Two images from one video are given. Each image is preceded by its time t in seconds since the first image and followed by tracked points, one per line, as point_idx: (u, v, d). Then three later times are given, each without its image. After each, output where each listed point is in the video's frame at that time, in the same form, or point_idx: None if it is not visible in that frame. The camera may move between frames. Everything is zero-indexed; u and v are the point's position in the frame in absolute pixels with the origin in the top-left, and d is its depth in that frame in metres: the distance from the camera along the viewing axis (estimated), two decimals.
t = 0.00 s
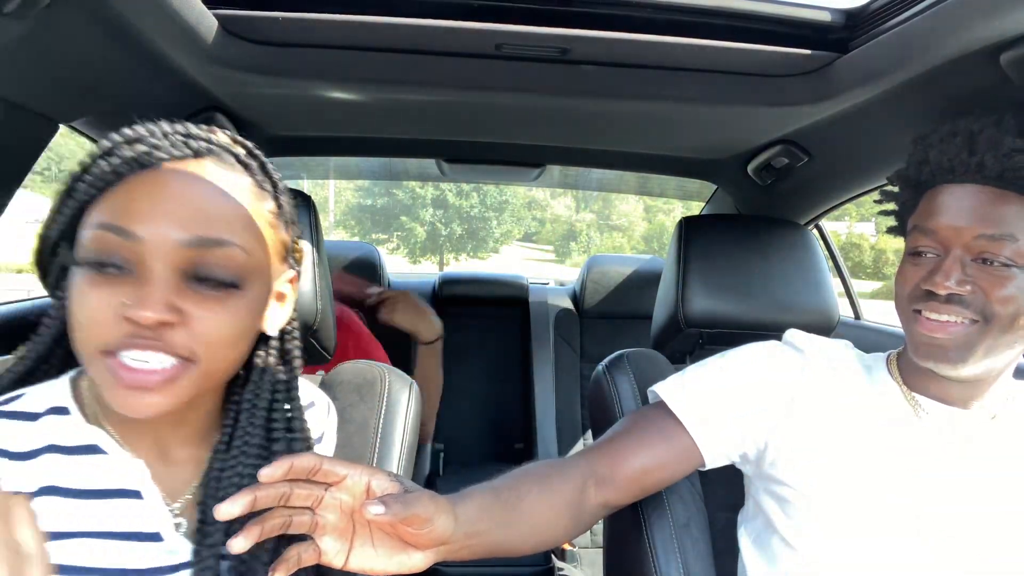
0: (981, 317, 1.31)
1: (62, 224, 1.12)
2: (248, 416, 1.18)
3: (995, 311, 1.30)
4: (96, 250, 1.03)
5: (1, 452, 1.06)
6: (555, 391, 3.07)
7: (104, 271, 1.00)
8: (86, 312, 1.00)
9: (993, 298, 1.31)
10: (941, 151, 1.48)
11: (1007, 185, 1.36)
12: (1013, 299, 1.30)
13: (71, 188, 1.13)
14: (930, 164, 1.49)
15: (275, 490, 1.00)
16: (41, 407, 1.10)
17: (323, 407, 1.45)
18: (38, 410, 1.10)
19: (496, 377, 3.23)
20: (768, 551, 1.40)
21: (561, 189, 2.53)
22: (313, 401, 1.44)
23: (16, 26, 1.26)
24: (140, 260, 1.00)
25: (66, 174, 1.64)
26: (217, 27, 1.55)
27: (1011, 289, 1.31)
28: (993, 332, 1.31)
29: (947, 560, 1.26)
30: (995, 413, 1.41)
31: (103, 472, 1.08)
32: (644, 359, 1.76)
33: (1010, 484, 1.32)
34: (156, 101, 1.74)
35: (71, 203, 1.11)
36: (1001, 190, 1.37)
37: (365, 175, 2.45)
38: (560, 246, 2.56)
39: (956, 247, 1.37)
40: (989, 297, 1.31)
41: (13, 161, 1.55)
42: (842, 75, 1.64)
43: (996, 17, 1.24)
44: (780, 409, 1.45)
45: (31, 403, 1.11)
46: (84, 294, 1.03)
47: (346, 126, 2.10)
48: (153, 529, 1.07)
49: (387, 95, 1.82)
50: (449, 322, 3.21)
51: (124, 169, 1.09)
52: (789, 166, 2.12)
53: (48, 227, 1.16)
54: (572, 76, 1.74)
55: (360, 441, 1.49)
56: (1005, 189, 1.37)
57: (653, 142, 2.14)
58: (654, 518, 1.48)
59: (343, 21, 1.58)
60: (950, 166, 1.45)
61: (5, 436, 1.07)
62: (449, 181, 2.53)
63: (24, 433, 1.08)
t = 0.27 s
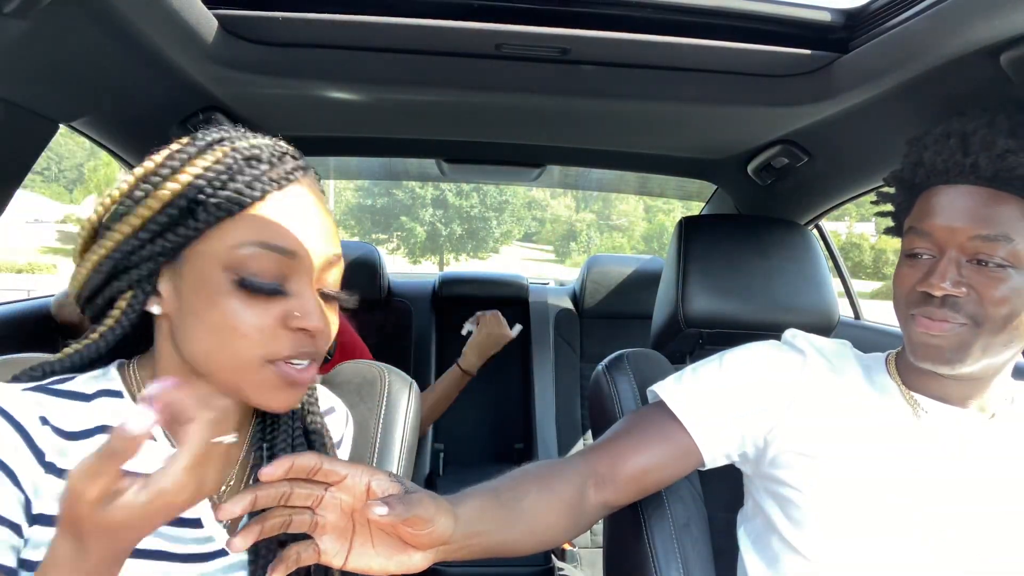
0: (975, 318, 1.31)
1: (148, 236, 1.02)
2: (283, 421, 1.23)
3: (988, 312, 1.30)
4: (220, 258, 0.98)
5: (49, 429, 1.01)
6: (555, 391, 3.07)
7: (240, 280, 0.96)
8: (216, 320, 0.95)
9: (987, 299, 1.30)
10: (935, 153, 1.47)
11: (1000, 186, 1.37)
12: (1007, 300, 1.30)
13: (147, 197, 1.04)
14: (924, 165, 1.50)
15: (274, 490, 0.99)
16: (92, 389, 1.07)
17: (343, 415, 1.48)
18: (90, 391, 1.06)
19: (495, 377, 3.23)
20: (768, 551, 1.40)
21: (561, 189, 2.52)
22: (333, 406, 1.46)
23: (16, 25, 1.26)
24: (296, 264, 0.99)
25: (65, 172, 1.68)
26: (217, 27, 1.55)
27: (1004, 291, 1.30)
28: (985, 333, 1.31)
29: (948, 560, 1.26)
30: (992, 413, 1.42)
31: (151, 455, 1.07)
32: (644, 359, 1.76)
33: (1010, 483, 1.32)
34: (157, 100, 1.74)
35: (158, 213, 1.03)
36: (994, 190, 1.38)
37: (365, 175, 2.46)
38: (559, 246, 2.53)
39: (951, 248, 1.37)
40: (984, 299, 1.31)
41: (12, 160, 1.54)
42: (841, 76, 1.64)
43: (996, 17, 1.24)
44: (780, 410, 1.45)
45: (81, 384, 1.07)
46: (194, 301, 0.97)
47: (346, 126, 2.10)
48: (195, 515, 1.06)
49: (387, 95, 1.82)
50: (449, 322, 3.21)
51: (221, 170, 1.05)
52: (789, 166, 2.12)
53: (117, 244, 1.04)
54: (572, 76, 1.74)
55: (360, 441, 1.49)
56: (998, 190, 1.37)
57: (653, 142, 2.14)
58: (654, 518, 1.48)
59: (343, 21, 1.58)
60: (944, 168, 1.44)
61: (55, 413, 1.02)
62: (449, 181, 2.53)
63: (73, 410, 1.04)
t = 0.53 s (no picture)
0: (971, 316, 1.31)
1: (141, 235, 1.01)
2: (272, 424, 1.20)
3: (984, 311, 1.30)
4: (218, 262, 0.99)
5: (36, 442, 1.01)
6: (555, 391, 3.07)
7: (247, 283, 0.98)
8: (217, 326, 0.97)
9: (982, 298, 1.30)
10: (933, 154, 1.47)
11: (997, 186, 1.37)
12: (1003, 299, 1.30)
13: (138, 197, 1.04)
14: (923, 165, 1.50)
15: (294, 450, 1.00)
16: (76, 399, 1.07)
17: (333, 412, 1.39)
18: (74, 402, 1.06)
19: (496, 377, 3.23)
20: (768, 550, 1.40)
21: (561, 188, 2.54)
22: (321, 403, 1.37)
23: (15, 26, 1.26)
24: (299, 265, 1.02)
25: (65, 173, 1.67)
26: (217, 27, 1.55)
27: (1001, 290, 1.30)
28: (983, 331, 1.31)
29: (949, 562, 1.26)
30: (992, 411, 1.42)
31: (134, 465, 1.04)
32: (644, 359, 1.76)
33: (1010, 483, 1.32)
34: (156, 100, 1.74)
35: (151, 212, 1.03)
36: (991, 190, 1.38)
37: (365, 175, 2.46)
38: (559, 246, 2.52)
39: (947, 247, 1.37)
40: (980, 298, 1.31)
41: (11, 160, 1.54)
42: (841, 76, 1.64)
43: (995, 17, 1.24)
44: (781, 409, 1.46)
45: (66, 394, 1.07)
46: (189, 305, 0.98)
47: (346, 126, 2.10)
48: (182, 525, 1.02)
49: (387, 95, 1.82)
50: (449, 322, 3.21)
51: (213, 168, 1.05)
52: (789, 166, 2.12)
53: (105, 244, 1.03)
54: (572, 76, 1.74)
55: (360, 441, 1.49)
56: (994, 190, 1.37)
57: (653, 142, 2.14)
58: (654, 518, 1.48)
59: (343, 21, 1.58)
60: (942, 167, 1.44)
61: (40, 425, 1.02)
62: (449, 181, 2.54)
63: (59, 421, 1.04)
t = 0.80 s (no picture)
0: (889, 295, 1.34)
1: (175, 261, 0.99)
2: (248, 425, 1.24)
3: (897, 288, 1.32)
4: (244, 272, 1.04)
5: (12, 452, 0.98)
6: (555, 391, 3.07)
7: (275, 289, 1.05)
8: (254, 330, 1.03)
9: (894, 276, 1.33)
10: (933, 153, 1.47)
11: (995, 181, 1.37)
12: (914, 274, 1.31)
13: (158, 220, 0.99)
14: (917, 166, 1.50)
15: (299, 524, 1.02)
16: (54, 406, 1.03)
17: (315, 407, 1.49)
18: (48, 411, 1.03)
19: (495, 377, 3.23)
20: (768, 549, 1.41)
21: (561, 189, 2.51)
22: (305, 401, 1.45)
23: (14, 25, 1.26)
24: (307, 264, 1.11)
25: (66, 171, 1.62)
26: (218, 27, 1.55)
27: (911, 265, 1.32)
28: (902, 309, 1.32)
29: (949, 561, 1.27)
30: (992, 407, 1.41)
31: (117, 474, 1.03)
32: (645, 359, 1.76)
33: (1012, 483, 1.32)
34: (156, 100, 1.74)
35: (179, 235, 0.99)
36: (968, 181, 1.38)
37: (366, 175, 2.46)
38: (559, 246, 2.59)
39: (872, 234, 1.41)
40: (892, 276, 1.33)
41: (11, 160, 1.54)
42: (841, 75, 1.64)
43: (996, 17, 1.24)
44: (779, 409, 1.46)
45: (42, 402, 1.03)
46: (218, 317, 1.02)
47: (347, 127, 2.10)
48: (160, 537, 1.02)
49: (387, 95, 1.82)
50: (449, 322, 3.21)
51: (232, 183, 1.05)
52: (789, 166, 2.12)
53: (130, 272, 0.97)
54: (572, 76, 1.74)
55: (361, 441, 1.48)
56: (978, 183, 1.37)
57: (653, 142, 2.14)
58: (654, 517, 1.48)
59: (344, 21, 1.58)
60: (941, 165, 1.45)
61: (16, 435, 0.99)
62: (449, 181, 2.49)
63: (34, 431, 1.00)
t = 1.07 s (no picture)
0: (858, 289, 1.40)
1: (161, 272, 0.98)
2: (242, 430, 1.24)
3: (866, 281, 1.38)
4: (235, 283, 1.03)
5: None
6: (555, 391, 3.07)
7: (267, 300, 1.05)
8: (243, 341, 1.02)
9: (861, 271, 1.40)
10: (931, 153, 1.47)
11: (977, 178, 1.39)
12: (880, 267, 1.38)
13: (146, 230, 0.98)
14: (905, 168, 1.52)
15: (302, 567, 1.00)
16: (43, 411, 1.04)
17: (316, 409, 1.46)
18: (38, 416, 1.03)
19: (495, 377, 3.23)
20: (767, 551, 1.40)
21: (561, 189, 2.52)
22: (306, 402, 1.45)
23: (13, 26, 1.26)
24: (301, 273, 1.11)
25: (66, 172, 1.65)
26: (217, 27, 1.55)
27: (878, 260, 1.39)
28: (871, 302, 1.38)
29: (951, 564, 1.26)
30: (974, 399, 1.42)
31: (105, 478, 1.03)
32: (645, 359, 1.76)
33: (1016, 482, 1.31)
34: (156, 100, 1.74)
35: (166, 245, 0.99)
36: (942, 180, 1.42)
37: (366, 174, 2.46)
38: (559, 246, 2.59)
39: (841, 235, 1.49)
40: (859, 271, 1.40)
41: (10, 161, 1.54)
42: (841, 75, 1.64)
43: (996, 17, 1.23)
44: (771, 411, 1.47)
45: (31, 407, 1.04)
46: (206, 327, 1.02)
47: (347, 126, 2.10)
48: (150, 542, 1.01)
49: (387, 95, 1.82)
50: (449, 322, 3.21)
51: (224, 193, 1.05)
52: (789, 166, 2.12)
53: (116, 282, 0.97)
54: (572, 76, 1.74)
55: (360, 440, 1.48)
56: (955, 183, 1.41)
57: (653, 142, 2.14)
58: (653, 518, 1.48)
59: (343, 21, 1.57)
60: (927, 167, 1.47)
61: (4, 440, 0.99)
62: (449, 181, 2.50)
63: (23, 434, 1.01)
